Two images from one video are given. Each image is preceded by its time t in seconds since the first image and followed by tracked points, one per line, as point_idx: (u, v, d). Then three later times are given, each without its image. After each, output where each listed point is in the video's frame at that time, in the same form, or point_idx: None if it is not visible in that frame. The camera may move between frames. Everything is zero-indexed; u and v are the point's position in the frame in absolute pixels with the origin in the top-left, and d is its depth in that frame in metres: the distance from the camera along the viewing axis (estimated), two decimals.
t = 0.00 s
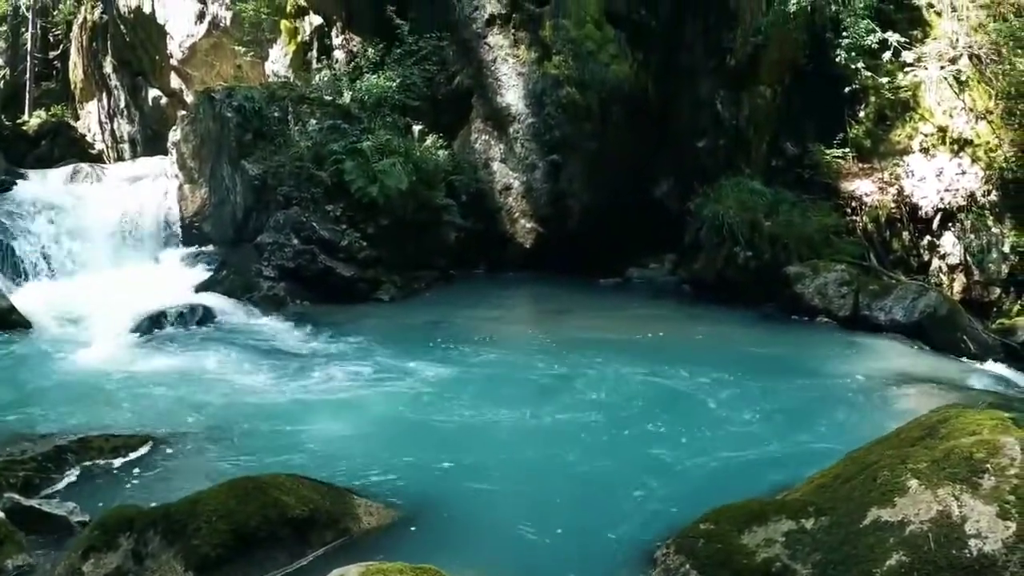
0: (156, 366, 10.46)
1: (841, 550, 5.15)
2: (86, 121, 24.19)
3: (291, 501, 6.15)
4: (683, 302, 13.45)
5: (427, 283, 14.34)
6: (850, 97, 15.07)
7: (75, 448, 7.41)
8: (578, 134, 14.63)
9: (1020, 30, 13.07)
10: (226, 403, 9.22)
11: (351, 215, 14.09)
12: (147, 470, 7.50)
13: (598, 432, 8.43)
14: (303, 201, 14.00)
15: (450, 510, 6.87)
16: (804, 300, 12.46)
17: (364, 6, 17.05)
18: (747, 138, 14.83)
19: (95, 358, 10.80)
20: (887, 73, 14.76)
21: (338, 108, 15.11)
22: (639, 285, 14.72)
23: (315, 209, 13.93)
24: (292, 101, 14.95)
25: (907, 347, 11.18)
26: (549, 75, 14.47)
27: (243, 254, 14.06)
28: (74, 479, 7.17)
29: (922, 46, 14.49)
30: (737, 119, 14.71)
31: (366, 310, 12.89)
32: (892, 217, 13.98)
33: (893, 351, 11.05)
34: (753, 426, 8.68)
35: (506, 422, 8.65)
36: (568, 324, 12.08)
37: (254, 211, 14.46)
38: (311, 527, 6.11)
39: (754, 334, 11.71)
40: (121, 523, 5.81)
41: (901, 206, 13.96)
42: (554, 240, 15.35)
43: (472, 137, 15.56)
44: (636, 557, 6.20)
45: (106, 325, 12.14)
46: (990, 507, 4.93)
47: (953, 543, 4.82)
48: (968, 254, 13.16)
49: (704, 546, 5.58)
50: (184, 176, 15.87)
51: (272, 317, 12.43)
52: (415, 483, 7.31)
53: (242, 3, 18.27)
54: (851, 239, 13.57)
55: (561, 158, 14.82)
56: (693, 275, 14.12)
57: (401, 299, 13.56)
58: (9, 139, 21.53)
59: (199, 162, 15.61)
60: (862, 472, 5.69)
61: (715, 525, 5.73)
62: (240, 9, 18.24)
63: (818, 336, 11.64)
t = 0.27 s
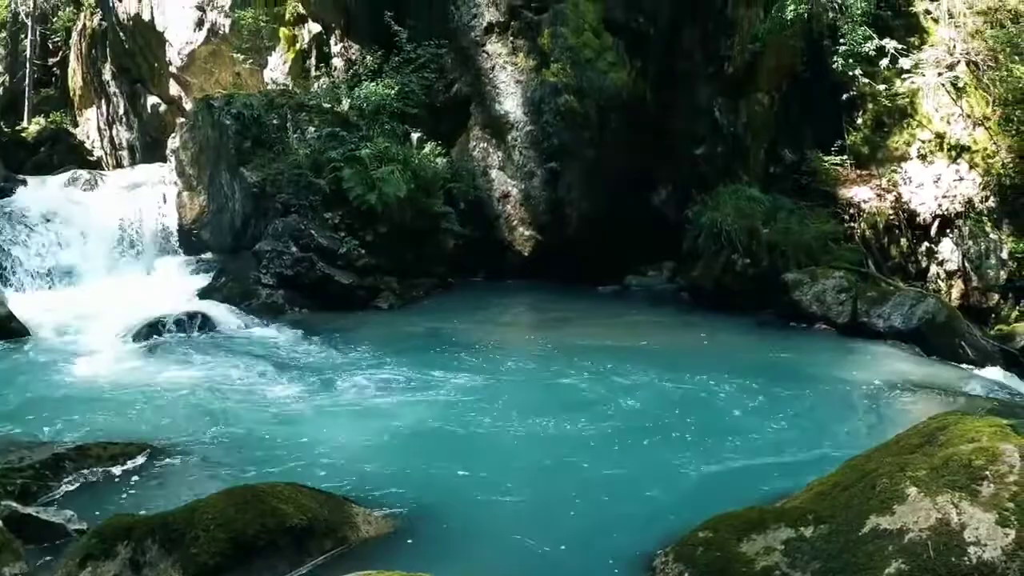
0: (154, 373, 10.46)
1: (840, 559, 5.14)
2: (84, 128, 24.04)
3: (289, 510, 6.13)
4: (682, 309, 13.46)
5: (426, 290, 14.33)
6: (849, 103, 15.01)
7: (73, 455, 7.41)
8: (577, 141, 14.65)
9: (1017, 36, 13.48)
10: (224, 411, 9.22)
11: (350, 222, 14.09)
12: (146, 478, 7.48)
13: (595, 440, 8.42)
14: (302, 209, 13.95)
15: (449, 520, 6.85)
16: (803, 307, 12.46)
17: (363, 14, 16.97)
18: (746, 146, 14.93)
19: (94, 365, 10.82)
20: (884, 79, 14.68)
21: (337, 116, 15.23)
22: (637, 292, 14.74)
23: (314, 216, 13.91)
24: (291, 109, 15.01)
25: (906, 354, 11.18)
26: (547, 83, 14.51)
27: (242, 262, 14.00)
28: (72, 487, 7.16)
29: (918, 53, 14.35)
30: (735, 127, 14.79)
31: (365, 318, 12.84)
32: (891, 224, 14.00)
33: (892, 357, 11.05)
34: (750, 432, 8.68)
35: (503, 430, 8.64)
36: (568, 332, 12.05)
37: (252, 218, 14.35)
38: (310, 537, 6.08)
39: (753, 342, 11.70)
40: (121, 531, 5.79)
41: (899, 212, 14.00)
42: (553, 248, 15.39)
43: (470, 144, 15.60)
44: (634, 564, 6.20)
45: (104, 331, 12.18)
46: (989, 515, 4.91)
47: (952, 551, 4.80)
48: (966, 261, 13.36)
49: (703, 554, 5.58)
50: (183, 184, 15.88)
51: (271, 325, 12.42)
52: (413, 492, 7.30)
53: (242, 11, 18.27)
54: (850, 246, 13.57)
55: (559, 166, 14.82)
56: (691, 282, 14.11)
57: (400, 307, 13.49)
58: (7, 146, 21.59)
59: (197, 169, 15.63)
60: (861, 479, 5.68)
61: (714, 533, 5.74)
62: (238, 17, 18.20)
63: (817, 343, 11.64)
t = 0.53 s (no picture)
0: (151, 383, 10.42)
1: (838, 568, 5.11)
2: (84, 137, 25.40)
3: (287, 520, 6.09)
4: (681, 318, 13.45)
5: (424, 299, 14.33)
6: (846, 111, 14.99)
7: (71, 464, 7.39)
8: (575, 150, 14.70)
9: (1013, 44, 13.54)
10: (222, 420, 9.21)
11: (349, 231, 14.09)
12: (144, 487, 7.45)
13: (594, 449, 8.40)
14: (302, 217, 13.99)
15: (446, 530, 6.83)
16: (801, 315, 12.47)
17: (363, 24, 16.76)
18: (744, 154, 14.82)
19: (92, 373, 10.81)
20: (882, 87, 14.61)
21: (337, 125, 15.27)
22: (636, 300, 14.72)
23: (312, 224, 13.95)
24: (289, 118, 15.07)
25: (904, 362, 11.19)
26: (546, 92, 14.60)
27: (240, 270, 13.98)
28: (70, 496, 7.13)
29: (917, 61, 14.25)
30: (733, 134, 14.78)
31: (363, 327, 12.80)
32: (889, 231, 14.02)
33: (891, 366, 11.04)
34: (749, 440, 8.68)
35: (500, 440, 8.61)
36: (567, 341, 12.03)
37: (251, 226, 14.26)
38: (308, 547, 6.05)
39: (751, 350, 11.69)
40: (117, 541, 5.74)
41: (897, 219, 14.02)
42: (552, 257, 15.37)
43: (469, 152, 15.70)
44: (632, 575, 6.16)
45: (101, 339, 12.16)
46: (988, 523, 4.91)
47: (952, 560, 4.79)
48: (964, 268, 13.33)
49: (702, 564, 5.47)
50: (182, 192, 15.77)
51: (270, 334, 12.38)
52: (410, 502, 7.28)
53: (242, 19, 18.29)
54: (847, 253, 13.70)
55: (558, 175, 14.83)
56: (690, 291, 14.11)
57: (398, 316, 13.42)
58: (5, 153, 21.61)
59: (196, 177, 15.53)
60: (860, 488, 5.67)
61: (712, 543, 5.63)
62: (237, 25, 18.21)
63: (816, 352, 11.61)
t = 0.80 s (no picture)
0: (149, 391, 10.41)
1: None
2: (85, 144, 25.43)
3: (285, 528, 6.08)
4: (680, 325, 13.44)
5: (423, 307, 14.33)
6: (844, 118, 15.09)
7: (69, 471, 7.38)
8: (574, 158, 14.75)
9: (1010, 51, 13.44)
10: (221, 427, 9.21)
11: (349, 238, 14.07)
12: (142, 495, 7.44)
13: (593, 458, 8.40)
14: (301, 225, 13.97)
15: (445, 538, 6.82)
16: (800, 322, 12.48)
17: (363, 33, 16.87)
18: (742, 161, 14.86)
19: (91, 381, 10.81)
20: (880, 94, 14.71)
21: (337, 133, 15.29)
22: (635, 308, 14.71)
23: (311, 232, 13.94)
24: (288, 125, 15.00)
25: (903, 369, 11.20)
26: (545, 100, 14.66)
27: (239, 277, 13.99)
28: (68, 503, 7.12)
29: (915, 68, 14.35)
30: (731, 142, 14.80)
31: (362, 335, 12.79)
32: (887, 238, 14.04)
33: (889, 373, 11.04)
34: (748, 449, 8.67)
35: (500, 448, 8.61)
36: (566, 349, 12.02)
37: (250, 233, 14.28)
38: (307, 555, 6.04)
39: (750, 358, 11.69)
40: (115, 549, 5.73)
41: (896, 226, 14.07)
42: (551, 265, 15.35)
43: (468, 160, 15.68)
44: None
45: (99, 347, 12.15)
46: (987, 530, 4.91)
47: (950, 567, 4.79)
48: (963, 274, 13.38)
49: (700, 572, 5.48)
50: (181, 200, 15.80)
51: (269, 342, 12.38)
52: (409, 510, 7.26)
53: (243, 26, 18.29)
54: (846, 261, 13.75)
55: (556, 183, 14.86)
56: (688, 298, 14.12)
57: (397, 324, 13.43)
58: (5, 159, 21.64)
59: (196, 185, 15.54)
60: (859, 496, 5.67)
61: (711, 550, 5.62)
62: (237, 32, 18.24)
63: (814, 359, 11.60)
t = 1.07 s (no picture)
0: (148, 397, 10.40)
1: None
2: (83, 150, 25.55)
3: (283, 537, 6.07)
4: (679, 334, 13.43)
5: (422, 315, 14.31)
6: (844, 125, 15.06)
7: (67, 479, 7.37)
8: (573, 167, 14.77)
9: (1008, 58, 13.65)
10: (219, 435, 9.19)
11: (347, 247, 14.04)
12: (141, 503, 7.44)
13: (591, 466, 8.38)
14: (299, 233, 13.94)
15: (443, 547, 6.80)
16: (798, 330, 12.48)
17: (361, 43, 17.00)
18: (741, 169, 14.88)
19: (91, 387, 10.82)
20: (879, 102, 14.65)
21: (336, 141, 15.28)
22: (634, 316, 14.70)
23: (310, 240, 13.90)
24: (287, 133, 15.02)
25: (901, 375, 11.25)
26: (544, 108, 14.71)
27: (238, 284, 14.00)
28: (66, 511, 7.12)
29: (912, 76, 14.37)
30: (730, 150, 14.82)
31: (361, 343, 12.76)
32: (886, 246, 14.16)
33: (887, 380, 11.04)
34: (748, 457, 8.65)
35: (498, 456, 8.60)
36: (565, 357, 11.99)
37: (249, 241, 14.33)
38: (305, 564, 6.02)
39: (749, 366, 11.67)
40: (112, 557, 5.73)
41: (895, 233, 14.14)
42: (550, 273, 15.35)
43: (467, 169, 15.70)
44: None
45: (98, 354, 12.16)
46: (986, 538, 4.90)
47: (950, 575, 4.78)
48: (962, 281, 13.46)
49: None
50: (182, 207, 15.90)
51: (267, 350, 12.37)
52: (408, 519, 7.24)
53: (242, 34, 18.32)
54: (844, 268, 13.77)
55: (555, 191, 14.88)
56: (687, 306, 14.12)
57: (396, 332, 13.39)
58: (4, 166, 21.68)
59: (196, 193, 15.58)
60: (858, 504, 5.66)
61: (710, 558, 5.56)
62: (236, 40, 18.23)
63: (814, 367, 11.60)
